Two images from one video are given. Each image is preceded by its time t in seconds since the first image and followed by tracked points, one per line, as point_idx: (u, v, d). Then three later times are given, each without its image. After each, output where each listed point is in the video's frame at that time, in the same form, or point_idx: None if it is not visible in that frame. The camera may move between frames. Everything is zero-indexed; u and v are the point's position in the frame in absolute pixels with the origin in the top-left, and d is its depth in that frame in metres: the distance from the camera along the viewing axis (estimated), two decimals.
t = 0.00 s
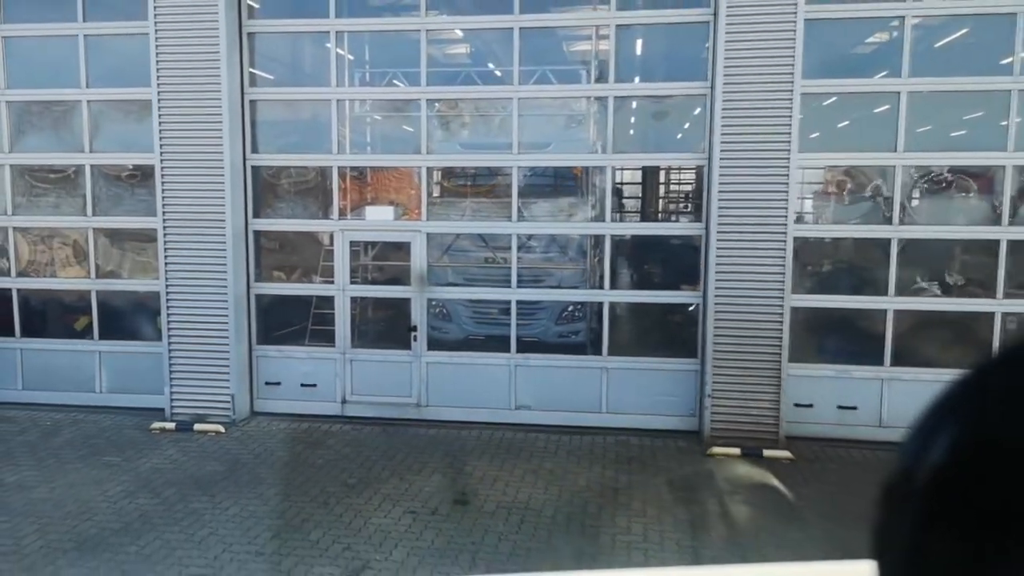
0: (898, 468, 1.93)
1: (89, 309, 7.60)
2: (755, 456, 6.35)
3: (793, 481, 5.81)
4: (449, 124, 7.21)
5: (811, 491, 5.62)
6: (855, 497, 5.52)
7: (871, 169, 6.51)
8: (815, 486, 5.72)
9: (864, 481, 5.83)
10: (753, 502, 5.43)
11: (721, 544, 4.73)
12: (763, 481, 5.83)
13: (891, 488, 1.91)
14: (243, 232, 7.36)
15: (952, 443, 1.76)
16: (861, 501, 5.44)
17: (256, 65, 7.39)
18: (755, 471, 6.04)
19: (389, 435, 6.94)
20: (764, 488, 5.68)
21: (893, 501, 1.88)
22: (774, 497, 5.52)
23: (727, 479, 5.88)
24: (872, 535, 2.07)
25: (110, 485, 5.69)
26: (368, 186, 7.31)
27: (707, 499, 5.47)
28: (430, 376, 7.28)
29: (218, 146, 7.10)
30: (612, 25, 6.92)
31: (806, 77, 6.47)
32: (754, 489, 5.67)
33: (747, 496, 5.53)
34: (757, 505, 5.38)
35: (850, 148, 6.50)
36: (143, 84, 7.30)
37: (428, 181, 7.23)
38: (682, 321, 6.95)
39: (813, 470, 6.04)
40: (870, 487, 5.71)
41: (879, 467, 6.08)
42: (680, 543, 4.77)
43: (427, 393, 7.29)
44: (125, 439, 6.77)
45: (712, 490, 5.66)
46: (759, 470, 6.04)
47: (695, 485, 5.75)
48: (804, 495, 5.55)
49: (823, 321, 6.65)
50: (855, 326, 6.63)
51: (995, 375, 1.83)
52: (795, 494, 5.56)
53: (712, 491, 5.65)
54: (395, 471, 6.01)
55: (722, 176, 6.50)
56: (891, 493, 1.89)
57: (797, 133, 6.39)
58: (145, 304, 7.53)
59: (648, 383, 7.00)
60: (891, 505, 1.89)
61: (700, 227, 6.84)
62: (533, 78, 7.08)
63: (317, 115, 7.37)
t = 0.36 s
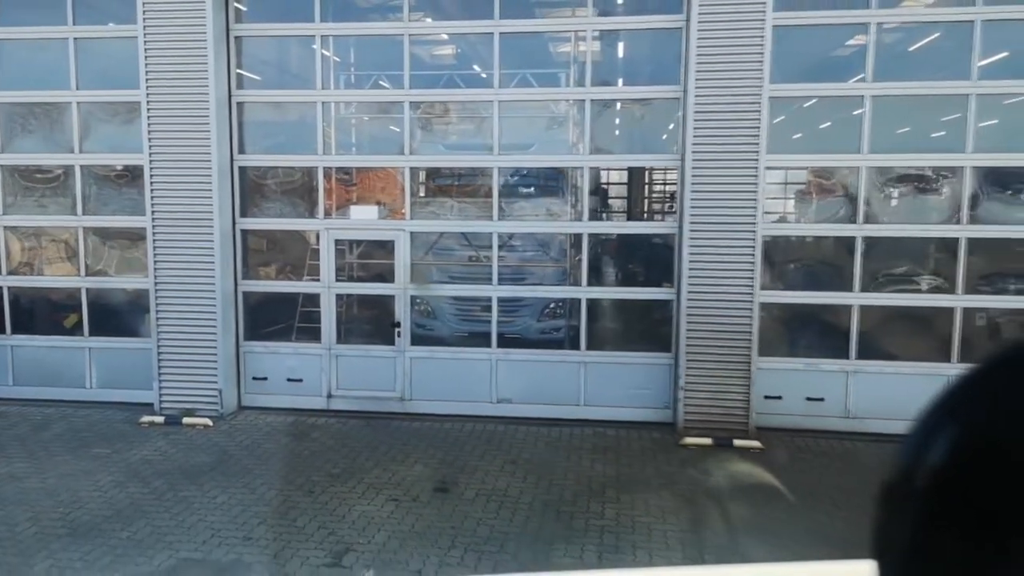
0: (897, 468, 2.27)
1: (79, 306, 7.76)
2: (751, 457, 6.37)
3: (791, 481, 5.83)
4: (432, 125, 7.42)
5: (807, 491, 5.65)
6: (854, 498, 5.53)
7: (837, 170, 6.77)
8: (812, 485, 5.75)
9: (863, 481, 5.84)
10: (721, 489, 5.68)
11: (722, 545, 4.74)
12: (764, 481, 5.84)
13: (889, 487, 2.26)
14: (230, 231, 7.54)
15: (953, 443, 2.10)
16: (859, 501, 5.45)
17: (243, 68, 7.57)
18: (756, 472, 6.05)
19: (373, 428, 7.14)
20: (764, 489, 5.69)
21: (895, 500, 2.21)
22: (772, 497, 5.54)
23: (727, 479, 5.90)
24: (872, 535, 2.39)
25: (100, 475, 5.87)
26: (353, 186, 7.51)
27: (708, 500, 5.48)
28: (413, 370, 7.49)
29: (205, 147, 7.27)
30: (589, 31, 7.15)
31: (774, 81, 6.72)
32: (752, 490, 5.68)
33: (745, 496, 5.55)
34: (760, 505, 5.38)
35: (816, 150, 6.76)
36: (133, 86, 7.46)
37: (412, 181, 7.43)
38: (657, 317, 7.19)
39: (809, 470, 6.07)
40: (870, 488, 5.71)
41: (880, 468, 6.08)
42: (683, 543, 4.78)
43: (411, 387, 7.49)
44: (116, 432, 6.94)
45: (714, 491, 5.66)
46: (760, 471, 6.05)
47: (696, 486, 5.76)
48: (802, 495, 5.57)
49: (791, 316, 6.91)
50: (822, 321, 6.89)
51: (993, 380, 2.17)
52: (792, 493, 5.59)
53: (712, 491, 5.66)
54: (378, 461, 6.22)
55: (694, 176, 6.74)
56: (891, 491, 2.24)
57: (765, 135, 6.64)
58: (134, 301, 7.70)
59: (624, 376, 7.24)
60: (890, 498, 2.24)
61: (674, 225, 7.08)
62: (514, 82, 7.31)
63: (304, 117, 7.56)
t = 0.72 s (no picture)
0: (898, 466, 2.24)
1: (60, 300, 7.87)
2: (751, 456, 6.40)
3: (793, 481, 5.84)
4: (411, 124, 7.59)
5: (807, 491, 5.67)
6: (856, 499, 5.55)
7: (799, 171, 7.02)
8: (812, 486, 5.77)
9: (863, 483, 5.85)
10: (685, 477, 5.92)
11: (727, 545, 4.74)
12: (765, 481, 5.85)
13: (891, 485, 2.23)
14: (211, 225, 7.68)
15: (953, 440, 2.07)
16: (861, 502, 5.47)
17: (225, 66, 7.71)
18: (758, 472, 6.05)
19: (351, 418, 7.32)
20: (765, 489, 5.70)
21: (896, 498, 2.19)
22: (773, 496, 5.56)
23: (728, 479, 5.90)
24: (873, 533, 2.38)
25: (82, 463, 6.00)
26: (333, 182, 7.68)
27: (710, 500, 5.48)
28: (390, 362, 7.67)
29: (187, 143, 7.41)
30: (564, 33, 7.37)
31: (741, 85, 6.98)
32: (753, 489, 5.70)
33: (746, 496, 5.57)
34: (762, 505, 5.39)
35: (779, 151, 7.01)
36: (116, 83, 7.58)
37: (391, 178, 7.61)
38: (627, 311, 7.42)
39: (808, 470, 6.09)
40: (869, 489, 5.73)
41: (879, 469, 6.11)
42: (688, 543, 4.78)
43: (389, 378, 7.68)
44: (97, 422, 7.07)
45: (716, 491, 5.66)
46: (752, 468, 6.10)
47: (698, 485, 5.76)
48: (804, 496, 5.58)
49: (756, 311, 7.16)
50: (785, 315, 7.15)
51: (995, 379, 2.15)
52: (793, 493, 5.61)
53: (713, 491, 5.67)
54: (355, 450, 6.40)
55: (663, 175, 6.97)
56: (893, 489, 2.22)
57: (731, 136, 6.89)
58: (115, 293, 7.81)
59: (596, 369, 7.46)
60: (891, 496, 2.22)
61: (644, 223, 7.31)
62: (491, 82, 7.50)
63: (284, 114, 7.71)
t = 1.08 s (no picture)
0: (896, 465, 1.91)
1: (30, 300, 7.92)
2: (748, 456, 6.37)
3: (791, 483, 5.81)
4: (379, 125, 7.75)
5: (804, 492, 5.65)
6: (853, 499, 5.53)
7: (754, 170, 7.28)
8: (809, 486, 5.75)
9: (860, 482, 5.84)
10: (643, 465, 6.14)
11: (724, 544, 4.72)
12: (763, 482, 5.82)
13: (889, 485, 1.90)
14: (181, 225, 7.78)
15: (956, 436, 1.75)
16: (844, 497, 5.54)
17: (195, 67, 7.81)
18: (757, 474, 6.00)
19: (321, 413, 7.47)
20: (762, 489, 5.68)
21: (890, 499, 1.87)
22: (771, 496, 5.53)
23: (725, 479, 5.87)
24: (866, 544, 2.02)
25: (53, 459, 6.09)
26: (303, 182, 7.81)
27: (707, 500, 5.45)
28: (360, 358, 7.82)
29: (156, 143, 7.50)
30: (528, 36, 7.56)
31: (697, 86, 7.23)
32: (750, 489, 5.67)
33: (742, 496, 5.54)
34: (760, 506, 5.36)
35: (734, 150, 7.26)
36: (85, 84, 7.66)
37: (360, 178, 7.76)
38: (590, 306, 7.63)
39: (805, 471, 6.08)
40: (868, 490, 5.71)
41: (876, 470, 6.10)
42: (685, 542, 4.76)
43: (358, 374, 7.83)
44: (68, 419, 7.15)
45: (714, 491, 5.62)
46: (708, 456, 6.34)
47: (694, 485, 5.73)
48: (802, 497, 5.55)
49: (714, 305, 7.41)
50: (743, 309, 7.40)
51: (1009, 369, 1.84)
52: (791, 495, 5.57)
53: (708, 490, 5.64)
54: (324, 443, 6.55)
55: (623, 174, 7.19)
56: (889, 490, 1.89)
57: (688, 136, 7.12)
58: (85, 292, 7.89)
59: (560, 363, 7.67)
60: (886, 496, 1.91)
61: (605, 220, 7.53)
62: (457, 83, 7.67)
63: (254, 114, 7.82)
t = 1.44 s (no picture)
0: (899, 467, 2.07)
1: None
2: (749, 455, 6.34)
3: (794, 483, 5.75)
4: (343, 122, 7.87)
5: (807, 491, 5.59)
6: (852, 500, 5.46)
7: (707, 167, 7.52)
8: (810, 485, 5.70)
9: (861, 483, 5.77)
10: (599, 451, 6.37)
11: (703, 543, 4.73)
12: (763, 481, 5.78)
13: (892, 486, 2.06)
14: (146, 221, 7.86)
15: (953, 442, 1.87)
16: (788, 480, 5.80)
17: (159, 65, 7.88)
18: (709, 459, 6.25)
19: (287, 406, 7.60)
20: (763, 489, 5.62)
21: (892, 500, 2.03)
22: (771, 497, 5.47)
23: (723, 479, 5.82)
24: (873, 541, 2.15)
25: (18, 452, 6.17)
26: (268, 178, 7.92)
27: (706, 500, 5.40)
28: (325, 352, 7.96)
29: (120, 141, 7.57)
30: (489, 35, 7.74)
31: (652, 85, 7.46)
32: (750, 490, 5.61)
33: (741, 496, 5.49)
34: (757, 506, 5.31)
35: (688, 148, 7.50)
36: (48, 82, 7.70)
37: (324, 174, 7.88)
38: (550, 300, 7.83)
39: (807, 470, 6.03)
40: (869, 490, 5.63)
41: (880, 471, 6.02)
42: (658, 538, 4.79)
43: (323, 367, 7.97)
44: (34, 414, 7.22)
45: (711, 491, 5.58)
46: (662, 443, 6.59)
47: (695, 485, 5.69)
48: (802, 496, 5.50)
49: (670, 298, 7.65)
50: (698, 301, 7.66)
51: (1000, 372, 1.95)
52: (793, 495, 5.50)
53: (707, 489, 5.61)
54: (290, 435, 6.69)
55: (581, 171, 7.40)
56: (891, 489, 2.05)
57: (643, 134, 7.35)
58: (51, 288, 7.93)
59: (522, 354, 7.87)
60: (890, 497, 2.05)
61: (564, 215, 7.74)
62: (421, 82, 7.83)
63: (219, 112, 7.91)
